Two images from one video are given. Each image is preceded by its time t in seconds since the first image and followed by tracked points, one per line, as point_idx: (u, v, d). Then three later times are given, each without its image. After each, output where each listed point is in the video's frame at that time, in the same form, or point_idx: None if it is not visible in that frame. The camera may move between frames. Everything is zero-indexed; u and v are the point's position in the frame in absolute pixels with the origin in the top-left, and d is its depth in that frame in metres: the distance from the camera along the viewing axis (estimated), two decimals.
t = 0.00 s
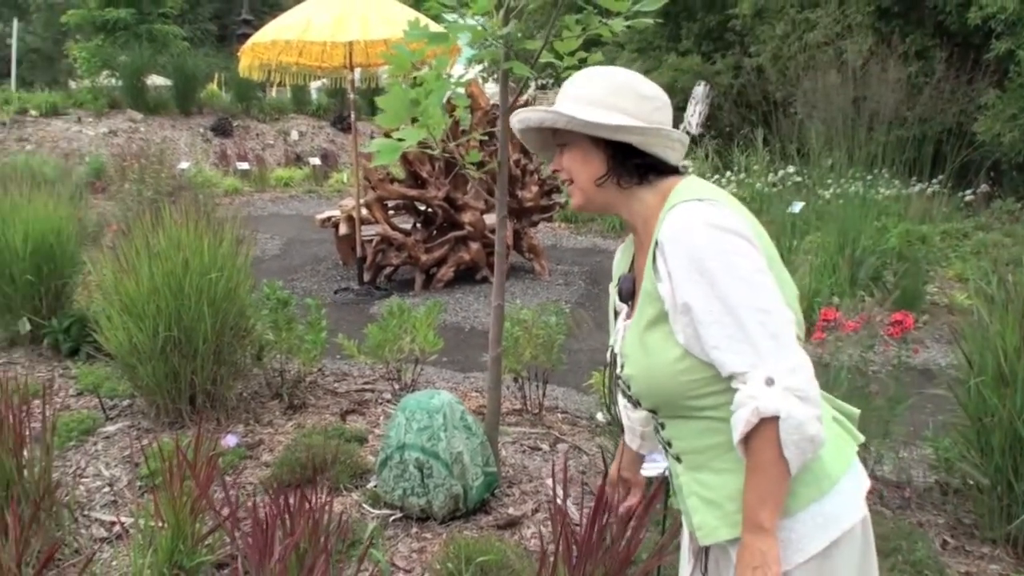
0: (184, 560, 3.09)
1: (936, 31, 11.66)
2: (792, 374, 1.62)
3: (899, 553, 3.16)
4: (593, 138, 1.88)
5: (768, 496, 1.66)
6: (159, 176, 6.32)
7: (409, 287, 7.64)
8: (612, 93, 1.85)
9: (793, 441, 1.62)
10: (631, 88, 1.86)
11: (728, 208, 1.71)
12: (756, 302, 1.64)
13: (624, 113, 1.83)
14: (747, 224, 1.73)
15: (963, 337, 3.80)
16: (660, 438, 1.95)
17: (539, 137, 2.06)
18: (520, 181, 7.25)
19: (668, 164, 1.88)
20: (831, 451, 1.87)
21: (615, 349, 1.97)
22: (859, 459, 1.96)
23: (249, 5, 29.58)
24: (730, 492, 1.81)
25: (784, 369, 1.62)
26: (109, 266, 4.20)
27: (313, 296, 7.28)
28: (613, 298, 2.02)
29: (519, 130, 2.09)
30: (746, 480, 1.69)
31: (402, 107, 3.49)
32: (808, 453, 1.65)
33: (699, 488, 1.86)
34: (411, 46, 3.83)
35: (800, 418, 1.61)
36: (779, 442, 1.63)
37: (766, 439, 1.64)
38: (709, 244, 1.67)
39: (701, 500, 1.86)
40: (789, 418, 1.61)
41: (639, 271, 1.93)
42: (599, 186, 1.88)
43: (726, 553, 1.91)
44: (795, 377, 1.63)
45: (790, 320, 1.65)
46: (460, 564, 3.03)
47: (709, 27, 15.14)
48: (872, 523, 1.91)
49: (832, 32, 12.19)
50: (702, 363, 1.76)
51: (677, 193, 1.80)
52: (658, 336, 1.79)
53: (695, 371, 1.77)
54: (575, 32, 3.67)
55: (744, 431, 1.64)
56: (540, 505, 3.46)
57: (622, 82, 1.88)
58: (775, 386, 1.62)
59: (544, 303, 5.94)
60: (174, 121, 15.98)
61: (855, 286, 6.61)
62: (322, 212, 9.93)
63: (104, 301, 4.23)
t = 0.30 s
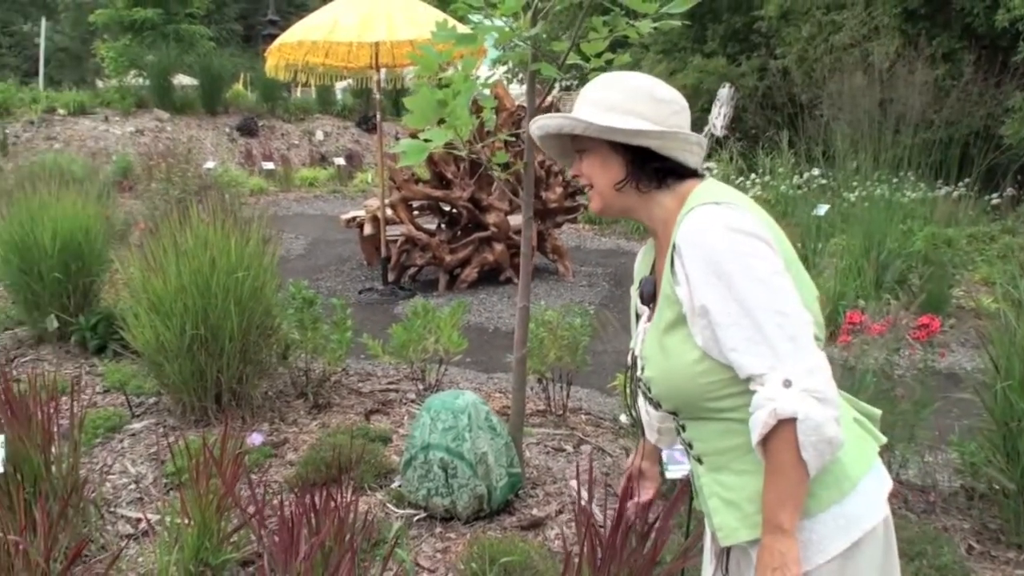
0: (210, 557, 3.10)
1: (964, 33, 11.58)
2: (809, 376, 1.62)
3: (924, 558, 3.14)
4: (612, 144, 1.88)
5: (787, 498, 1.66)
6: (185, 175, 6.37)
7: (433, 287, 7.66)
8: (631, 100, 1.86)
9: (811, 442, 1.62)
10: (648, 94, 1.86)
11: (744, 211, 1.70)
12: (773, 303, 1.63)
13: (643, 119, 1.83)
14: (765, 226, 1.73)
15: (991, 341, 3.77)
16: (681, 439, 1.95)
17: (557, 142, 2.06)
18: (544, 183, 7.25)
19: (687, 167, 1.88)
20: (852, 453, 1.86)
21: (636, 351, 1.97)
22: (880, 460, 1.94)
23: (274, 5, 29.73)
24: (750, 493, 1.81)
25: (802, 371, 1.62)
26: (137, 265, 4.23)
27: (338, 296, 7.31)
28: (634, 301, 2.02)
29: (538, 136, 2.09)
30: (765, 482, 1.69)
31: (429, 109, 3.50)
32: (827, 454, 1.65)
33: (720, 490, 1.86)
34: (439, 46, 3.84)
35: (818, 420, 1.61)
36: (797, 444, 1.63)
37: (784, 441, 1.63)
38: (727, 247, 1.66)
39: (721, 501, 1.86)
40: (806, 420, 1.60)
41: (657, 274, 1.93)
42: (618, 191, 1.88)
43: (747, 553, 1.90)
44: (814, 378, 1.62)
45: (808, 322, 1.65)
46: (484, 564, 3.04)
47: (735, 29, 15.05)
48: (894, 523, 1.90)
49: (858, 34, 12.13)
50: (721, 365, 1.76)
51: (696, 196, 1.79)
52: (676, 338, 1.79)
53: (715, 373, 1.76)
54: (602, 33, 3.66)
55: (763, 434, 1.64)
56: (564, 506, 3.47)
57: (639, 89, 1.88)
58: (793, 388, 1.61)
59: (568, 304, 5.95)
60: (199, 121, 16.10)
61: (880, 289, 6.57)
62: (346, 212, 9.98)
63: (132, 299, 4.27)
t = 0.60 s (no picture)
0: (234, 557, 3.11)
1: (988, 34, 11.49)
2: (831, 379, 1.60)
3: (949, 563, 3.12)
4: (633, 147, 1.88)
5: (809, 501, 1.64)
6: (209, 177, 6.41)
7: (454, 289, 7.67)
8: (652, 103, 1.85)
9: (833, 445, 1.61)
10: (669, 96, 1.86)
11: (765, 213, 1.69)
12: (794, 305, 1.62)
13: (663, 122, 1.82)
14: (788, 228, 1.71)
15: (1017, 344, 3.74)
16: (703, 441, 1.94)
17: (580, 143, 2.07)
18: (566, 185, 7.25)
19: (709, 170, 1.87)
20: (875, 456, 1.85)
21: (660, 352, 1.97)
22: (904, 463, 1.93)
23: (296, 7, 29.88)
24: (772, 495, 1.81)
25: (824, 374, 1.60)
26: (161, 266, 4.26)
27: (359, 297, 7.33)
28: (658, 303, 2.02)
29: (561, 138, 2.10)
30: (787, 484, 1.68)
31: (453, 109, 3.50)
32: (849, 458, 1.63)
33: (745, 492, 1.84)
34: (463, 47, 3.84)
35: (839, 424, 1.59)
36: (819, 447, 1.61)
37: (806, 444, 1.62)
38: (747, 249, 1.65)
39: (744, 503, 1.85)
40: (827, 423, 1.59)
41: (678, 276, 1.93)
42: (639, 193, 1.88)
43: (769, 555, 1.89)
44: (835, 381, 1.60)
45: (830, 325, 1.63)
46: (507, 565, 3.05)
47: (758, 31, 15.07)
48: (918, 526, 1.89)
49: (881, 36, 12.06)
50: (743, 368, 1.75)
51: (718, 198, 1.79)
52: (698, 340, 1.79)
53: (736, 375, 1.76)
54: (626, 35, 3.65)
55: (785, 436, 1.63)
56: (586, 508, 3.47)
57: (660, 91, 1.88)
58: (813, 391, 1.60)
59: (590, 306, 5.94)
60: (222, 123, 16.20)
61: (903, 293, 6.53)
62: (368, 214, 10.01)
63: (156, 300, 4.29)
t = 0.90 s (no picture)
0: (253, 557, 3.13)
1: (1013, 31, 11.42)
2: (852, 380, 1.60)
3: (970, 564, 3.09)
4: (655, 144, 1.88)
5: (828, 502, 1.63)
6: (229, 178, 6.45)
7: (472, 289, 7.67)
8: (676, 100, 1.84)
9: (854, 446, 1.60)
10: (692, 94, 1.85)
11: (787, 213, 1.69)
12: (815, 306, 1.61)
13: (688, 119, 1.81)
14: (809, 228, 1.71)
15: None
16: (721, 439, 1.93)
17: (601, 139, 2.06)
18: (584, 185, 7.23)
19: (732, 168, 1.86)
20: (895, 456, 1.84)
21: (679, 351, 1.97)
22: (924, 464, 1.92)
23: (316, 7, 30.01)
24: (791, 494, 1.79)
25: (845, 375, 1.59)
26: (181, 267, 4.28)
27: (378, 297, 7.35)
28: (677, 301, 2.01)
29: (582, 133, 2.09)
30: (806, 485, 1.67)
31: (472, 109, 3.51)
32: (870, 459, 1.62)
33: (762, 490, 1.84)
34: (482, 48, 3.84)
35: (860, 425, 1.59)
36: (839, 448, 1.61)
37: (827, 445, 1.61)
38: (769, 249, 1.65)
39: (762, 502, 1.84)
40: (848, 424, 1.58)
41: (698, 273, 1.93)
42: (661, 191, 1.88)
43: (787, 554, 1.88)
44: (857, 382, 1.60)
45: (852, 325, 1.62)
46: (525, 565, 3.05)
47: (778, 31, 15.03)
48: (937, 527, 1.88)
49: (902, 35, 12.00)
50: (764, 367, 1.74)
51: (740, 198, 1.78)
52: (719, 339, 1.78)
53: (756, 374, 1.75)
54: (645, 35, 3.64)
55: (805, 438, 1.62)
56: (605, 508, 3.46)
57: (684, 88, 1.87)
58: (835, 391, 1.59)
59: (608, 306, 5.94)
60: (242, 123, 16.29)
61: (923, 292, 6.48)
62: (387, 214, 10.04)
63: (176, 300, 4.32)
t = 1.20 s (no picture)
0: (257, 557, 3.13)
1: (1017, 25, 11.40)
2: (859, 377, 1.58)
3: (974, 558, 3.08)
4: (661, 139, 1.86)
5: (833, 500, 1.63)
6: (231, 178, 6.45)
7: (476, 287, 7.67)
8: (681, 95, 1.83)
9: (861, 443, 1.59)
10: (696, 88, 1.83)
11: (794, 209, 1.67)
12: (823, 303, 1.59)
13: (693, 114, 1.80)
14: (816, 223, 1.69)
15: None
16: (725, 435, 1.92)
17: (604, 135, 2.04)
18: (587, 182, 7.22)
19: (737, 162, 1.86)
20: (900, 451, 1.83)
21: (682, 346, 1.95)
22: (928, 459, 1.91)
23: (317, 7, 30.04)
24: (797, 491, 1.78)
25: (852, 372, 1.58)
26: (183, 267, 4.29)
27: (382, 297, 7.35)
28: (680, 296, 2.00)
29: (585, 129, 2.07)
30: (813, 481, 1.66)
31: (472, 109, 3.49)
32: (876, 456, 1.62)
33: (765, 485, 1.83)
34: (482, 47, 3.83)
35: (867, 423, 1.58)
36: (846, 446, 1.60)
37: (833, 442, 1.60)
38: (776, 245, 1.63)
39: (767, 498, 1.83)
40: (855, 422, 1.57)
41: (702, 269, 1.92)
42: (667, 187, 1.87)
43: (792, 551, 1.87)
44: (864, 379, 1.58)
45: (858, 322, 1.61)
46: (528, 563, 3.05)
47: (780, 27, 14.99)
48: (941, 522, 1.87)
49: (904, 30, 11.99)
50: (770, 364, 1.73)
51: (746, 194, 1.77)
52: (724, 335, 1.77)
53: (763, 370, 1.74)
54: (645, 32, 3.63)
55: (812, 436, 1.61)
56: (607, 505, 3.46)
57: (689, 82, 1.86)
58: (842, 389, 1.58)
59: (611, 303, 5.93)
60: (245, 123, 16.30)
61: (927, 287, 6.46)
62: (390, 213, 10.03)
63: (178, 301, 4.32)
